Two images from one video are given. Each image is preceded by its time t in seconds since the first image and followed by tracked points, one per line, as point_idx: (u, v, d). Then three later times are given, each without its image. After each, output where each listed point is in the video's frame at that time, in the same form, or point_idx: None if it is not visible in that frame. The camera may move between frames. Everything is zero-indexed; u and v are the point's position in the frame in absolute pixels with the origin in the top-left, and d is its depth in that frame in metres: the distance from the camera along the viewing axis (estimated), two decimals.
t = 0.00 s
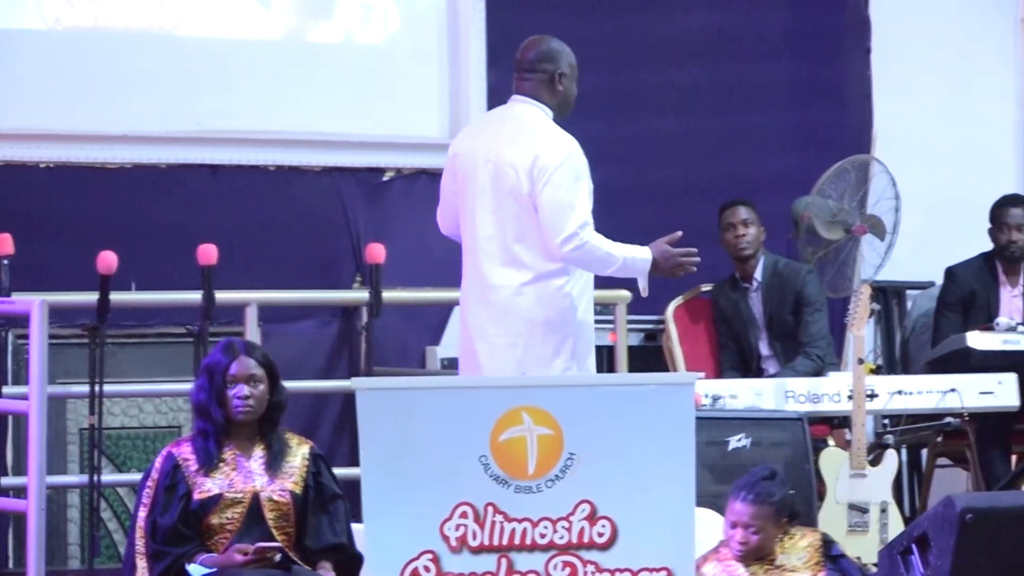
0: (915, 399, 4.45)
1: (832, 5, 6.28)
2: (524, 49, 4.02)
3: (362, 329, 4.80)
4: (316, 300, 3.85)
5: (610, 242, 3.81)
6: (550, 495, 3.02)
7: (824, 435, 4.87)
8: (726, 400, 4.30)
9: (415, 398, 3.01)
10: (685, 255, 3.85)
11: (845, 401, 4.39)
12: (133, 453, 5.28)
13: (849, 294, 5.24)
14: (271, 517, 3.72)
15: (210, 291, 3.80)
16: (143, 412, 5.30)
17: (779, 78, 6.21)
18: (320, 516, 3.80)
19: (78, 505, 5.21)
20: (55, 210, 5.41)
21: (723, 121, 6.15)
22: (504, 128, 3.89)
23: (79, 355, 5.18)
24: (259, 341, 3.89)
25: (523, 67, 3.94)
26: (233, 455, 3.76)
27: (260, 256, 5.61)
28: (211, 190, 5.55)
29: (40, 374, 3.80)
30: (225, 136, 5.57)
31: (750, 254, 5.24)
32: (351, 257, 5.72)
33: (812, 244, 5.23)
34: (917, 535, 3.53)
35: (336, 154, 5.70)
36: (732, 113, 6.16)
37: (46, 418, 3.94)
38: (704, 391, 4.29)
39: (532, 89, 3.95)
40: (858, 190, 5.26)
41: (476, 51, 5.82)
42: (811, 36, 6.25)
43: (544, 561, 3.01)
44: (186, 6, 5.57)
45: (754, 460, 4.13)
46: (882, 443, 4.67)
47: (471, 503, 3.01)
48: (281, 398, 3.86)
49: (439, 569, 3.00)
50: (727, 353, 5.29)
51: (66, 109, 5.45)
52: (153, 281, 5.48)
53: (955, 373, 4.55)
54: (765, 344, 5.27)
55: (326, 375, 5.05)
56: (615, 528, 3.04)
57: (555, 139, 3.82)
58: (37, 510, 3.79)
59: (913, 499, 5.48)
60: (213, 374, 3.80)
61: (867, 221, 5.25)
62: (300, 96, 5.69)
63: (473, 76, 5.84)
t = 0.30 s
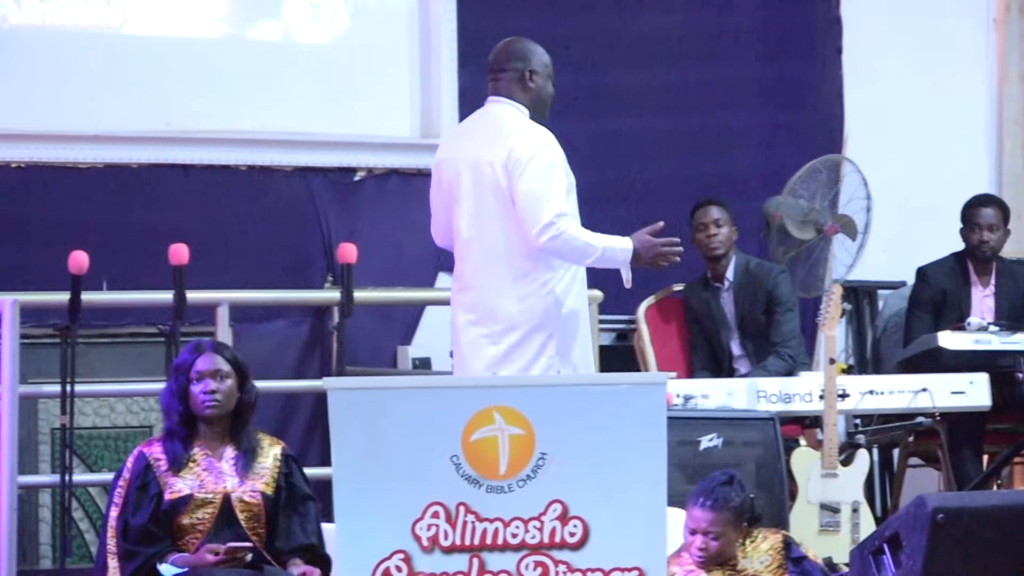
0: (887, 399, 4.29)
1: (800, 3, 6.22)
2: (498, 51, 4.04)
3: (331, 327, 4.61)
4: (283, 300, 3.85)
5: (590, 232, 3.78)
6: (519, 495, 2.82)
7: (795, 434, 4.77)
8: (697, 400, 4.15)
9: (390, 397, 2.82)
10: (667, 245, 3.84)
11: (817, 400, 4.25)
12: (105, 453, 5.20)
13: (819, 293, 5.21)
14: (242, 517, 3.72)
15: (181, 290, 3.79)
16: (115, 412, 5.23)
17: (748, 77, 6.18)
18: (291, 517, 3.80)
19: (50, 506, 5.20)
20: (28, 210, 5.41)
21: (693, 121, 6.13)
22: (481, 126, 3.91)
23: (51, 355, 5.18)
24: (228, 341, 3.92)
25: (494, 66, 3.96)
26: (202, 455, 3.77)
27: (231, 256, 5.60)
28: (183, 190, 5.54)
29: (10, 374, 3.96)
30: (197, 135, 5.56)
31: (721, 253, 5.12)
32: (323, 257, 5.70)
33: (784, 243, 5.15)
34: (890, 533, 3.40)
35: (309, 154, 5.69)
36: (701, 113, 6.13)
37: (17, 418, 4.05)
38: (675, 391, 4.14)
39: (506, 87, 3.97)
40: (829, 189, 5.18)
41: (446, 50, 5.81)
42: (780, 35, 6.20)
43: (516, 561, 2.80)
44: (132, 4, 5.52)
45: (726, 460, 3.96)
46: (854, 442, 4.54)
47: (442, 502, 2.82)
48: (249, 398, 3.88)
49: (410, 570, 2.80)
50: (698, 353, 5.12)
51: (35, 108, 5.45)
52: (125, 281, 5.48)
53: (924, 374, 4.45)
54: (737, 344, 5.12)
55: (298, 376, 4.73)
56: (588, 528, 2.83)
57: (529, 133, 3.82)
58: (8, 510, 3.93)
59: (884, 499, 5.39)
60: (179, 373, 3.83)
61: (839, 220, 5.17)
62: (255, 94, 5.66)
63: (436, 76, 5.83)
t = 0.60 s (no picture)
0: (871, 399, 4.21)
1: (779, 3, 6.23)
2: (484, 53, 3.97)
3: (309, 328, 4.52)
4: (266, 300, 3.87)
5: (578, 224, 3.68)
6: (498, 495, 2.70)
7: (775, 435, 4.78)
8: (678, 400, 4.09)
9: (371, 398, 2.72)
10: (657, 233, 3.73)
11: (798, 400, 4.20)
12: (85, 453, 5.23)
13: (801, 294, 5.11)
14: (224, 517, 3.72)
15: (162, 290, 3.81)
16: (97, 412, 5.27)
17: (728, 78, 6.18)
18: (275, 518, 3.80)
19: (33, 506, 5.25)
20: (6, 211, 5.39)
21: (674, 121, 6.12)
22: (467, 124, 3.83)
23: (33, 355, 5.21)
24: (209, 341, 3.93)
25: (478, 66, 3.88)
26: (183, 455, 3.77)
27: (214, 256, 5.57)
28: (163, 190, 5.54)
29: None
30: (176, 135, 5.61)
31: (701, 253, 5.10)
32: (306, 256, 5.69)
33: (765, 244, 5.09)
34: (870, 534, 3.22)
35: (289, 154, 5.69)
36: (682, 113, 6.13)
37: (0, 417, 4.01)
38: (656, 391, 4.09)
39: (492, 87, 3.88)
40: (810, 188, 5.06)
41: (427, 50, 5.80)
42: (759, 36, 6.21)
43: (497, 561, 2.70)
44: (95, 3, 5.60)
45: (707, 460, 3.95)
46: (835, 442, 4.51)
47: (423, 502, 2.71)
48: (232, 397, 3.89)
49: (392, 570, 2.70)
50: (679, 352, 5.06)
51: (18, 111, 5.52)
52: (107, 281, 5.47)
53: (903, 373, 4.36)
54: (717, 344, 5.09)
55: (279, 375, 4.71)
56: (570, 529, 2.72)
57: (513, 127, 3.73)
58: None
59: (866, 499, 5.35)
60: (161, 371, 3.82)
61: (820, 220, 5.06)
62: (227, 95, 5.71)
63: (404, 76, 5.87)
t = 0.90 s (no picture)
0: (853, 399, 4.20)
1: (763, 3, 6.22)
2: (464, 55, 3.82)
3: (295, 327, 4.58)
4: (248, 300, 3.86)
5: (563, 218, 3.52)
6: (482, 496, 2.66)
7: (759, 434, 4.70)
8: (661, 400, 4.08)
9: (358, 397, 2.65)
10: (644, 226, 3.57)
11: (781, 400, 4.17)
12: (70, 453, 5.09)
13: (785, 293, 5.08)
14: (206, 516, 3.72)
15: (146, 290, 3.80)
16: (80, 413, 5.12)
17: (712, 78, 6.17)
18: (261, 518, 3.78)
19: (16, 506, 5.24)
20: None
21: (659, 121, 6.11)
22: (454, 124, 3.72)
23: (16, 355, 5.19)
24: (192, 341, 3.93)
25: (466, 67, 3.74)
26: (167, 454, 3.78)
27: (199, 257, 5.54)
28: (147, 190, 5.49)
29: None
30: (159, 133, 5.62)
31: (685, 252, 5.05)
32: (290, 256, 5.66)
33: (750, 243, 5.05)
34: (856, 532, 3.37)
35: (273, 154, 5.67)
36: (667, 114, 6.12)
37: None
38: (639, 391, 4.08)
39: (484, 89, 3.75)
40: (794, 188, 5.07)
41: (411, 51, 5.82)
42: (743, 36, 6.20)
43: (480, 561, 2.65)
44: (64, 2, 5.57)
45: (690, 460, 3.94)
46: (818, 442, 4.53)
47: (407, 502, 2.66)
48: (216, 398, 3.89)
49: (375, 570, 2.64)
50: (662, 352, 5.02)
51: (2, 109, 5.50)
52: (90, 281, 5.43)
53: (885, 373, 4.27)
54: (701, 344, 5.06)
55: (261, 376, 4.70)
56: (553, 528, 2.68)
57: (497, 123, 3.61)
58: None
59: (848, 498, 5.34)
60: (145, 371, 3.81)
61: (804, 220, 5.06)
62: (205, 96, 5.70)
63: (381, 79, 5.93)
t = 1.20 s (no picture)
0: (834, 399, 4.19)
1: (744, 3, 6.21)
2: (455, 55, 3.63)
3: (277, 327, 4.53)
4: (228, 300, 3.84)
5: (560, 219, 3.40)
6: (464, 496, 2.52)
7: (741, 434, 4.71)
8: (644, 400, 4.07)
9: (343, 396, 2.52)
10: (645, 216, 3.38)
11: (764, 400, 4.18)
12: (51, 454, 5.09)
13: (767, 292, 4.93)
14: (187, 516, 3.73)
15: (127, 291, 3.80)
16: (62, 412, 5.11)
17: (694, 78, 6.17)
18: (241, 516, 3.79)
19: None
20: None
21: (641, 121, 6.10)
22: (444, 124, 3.56)
23: None
24: (175, 341, 3.93)
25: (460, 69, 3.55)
26: (148, 454, 3.78)
27: (182, 256, 5.57)
28: (129, 190, 5.51)
29: None
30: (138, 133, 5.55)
31: (668, 252, 5.04)
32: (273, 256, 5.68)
33: (731, 243, 4.90)
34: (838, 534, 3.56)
35: (255, 153, 5.66)
36: (649, 114, 6.11)
37: None
38: (621, 391, 4.08)
39: (481, 92, 3.57)
40: (776, 188, 4.91)
41: (392, 49, 5.77)
42: (727, 36, 6.19)
43: (464, 561, 2.51)
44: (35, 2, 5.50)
45: (672, 459, 3.94)
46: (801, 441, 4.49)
47: (389, 501, 2.52)
48: (198, 398, 3.89)
49: (357, 570, 2.51)
50: (644, 352, 5.01)
51: None
52: (73, 280, 5.45)
53: (866, 373, 4.28)
54: (683, 344, 5.06)
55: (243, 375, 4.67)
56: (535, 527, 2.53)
57: (493, 126, 3.46)
58: None
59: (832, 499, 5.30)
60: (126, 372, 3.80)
61: (786, 220, 4.92)
62: (183, 97, 5.63)
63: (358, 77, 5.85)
